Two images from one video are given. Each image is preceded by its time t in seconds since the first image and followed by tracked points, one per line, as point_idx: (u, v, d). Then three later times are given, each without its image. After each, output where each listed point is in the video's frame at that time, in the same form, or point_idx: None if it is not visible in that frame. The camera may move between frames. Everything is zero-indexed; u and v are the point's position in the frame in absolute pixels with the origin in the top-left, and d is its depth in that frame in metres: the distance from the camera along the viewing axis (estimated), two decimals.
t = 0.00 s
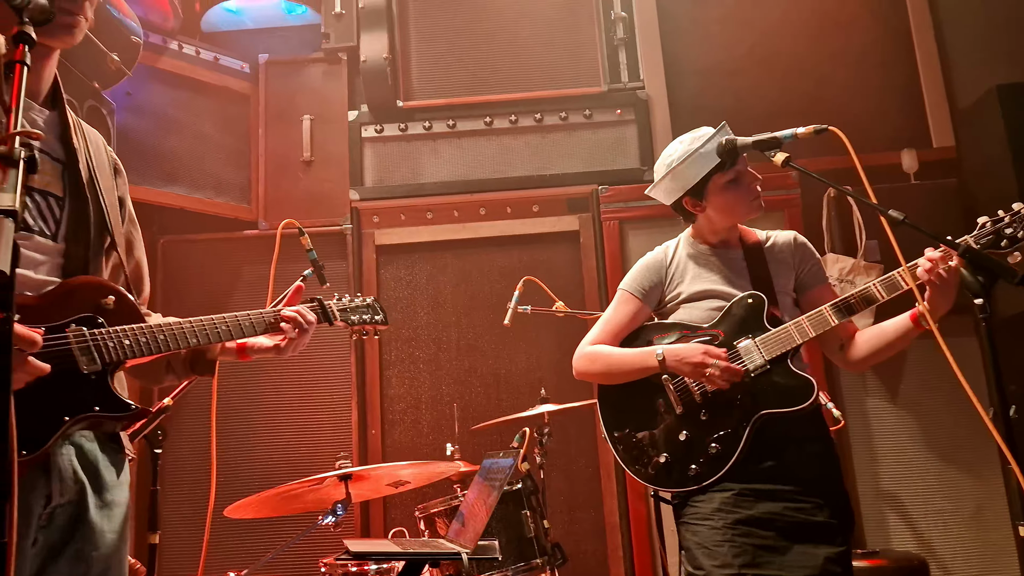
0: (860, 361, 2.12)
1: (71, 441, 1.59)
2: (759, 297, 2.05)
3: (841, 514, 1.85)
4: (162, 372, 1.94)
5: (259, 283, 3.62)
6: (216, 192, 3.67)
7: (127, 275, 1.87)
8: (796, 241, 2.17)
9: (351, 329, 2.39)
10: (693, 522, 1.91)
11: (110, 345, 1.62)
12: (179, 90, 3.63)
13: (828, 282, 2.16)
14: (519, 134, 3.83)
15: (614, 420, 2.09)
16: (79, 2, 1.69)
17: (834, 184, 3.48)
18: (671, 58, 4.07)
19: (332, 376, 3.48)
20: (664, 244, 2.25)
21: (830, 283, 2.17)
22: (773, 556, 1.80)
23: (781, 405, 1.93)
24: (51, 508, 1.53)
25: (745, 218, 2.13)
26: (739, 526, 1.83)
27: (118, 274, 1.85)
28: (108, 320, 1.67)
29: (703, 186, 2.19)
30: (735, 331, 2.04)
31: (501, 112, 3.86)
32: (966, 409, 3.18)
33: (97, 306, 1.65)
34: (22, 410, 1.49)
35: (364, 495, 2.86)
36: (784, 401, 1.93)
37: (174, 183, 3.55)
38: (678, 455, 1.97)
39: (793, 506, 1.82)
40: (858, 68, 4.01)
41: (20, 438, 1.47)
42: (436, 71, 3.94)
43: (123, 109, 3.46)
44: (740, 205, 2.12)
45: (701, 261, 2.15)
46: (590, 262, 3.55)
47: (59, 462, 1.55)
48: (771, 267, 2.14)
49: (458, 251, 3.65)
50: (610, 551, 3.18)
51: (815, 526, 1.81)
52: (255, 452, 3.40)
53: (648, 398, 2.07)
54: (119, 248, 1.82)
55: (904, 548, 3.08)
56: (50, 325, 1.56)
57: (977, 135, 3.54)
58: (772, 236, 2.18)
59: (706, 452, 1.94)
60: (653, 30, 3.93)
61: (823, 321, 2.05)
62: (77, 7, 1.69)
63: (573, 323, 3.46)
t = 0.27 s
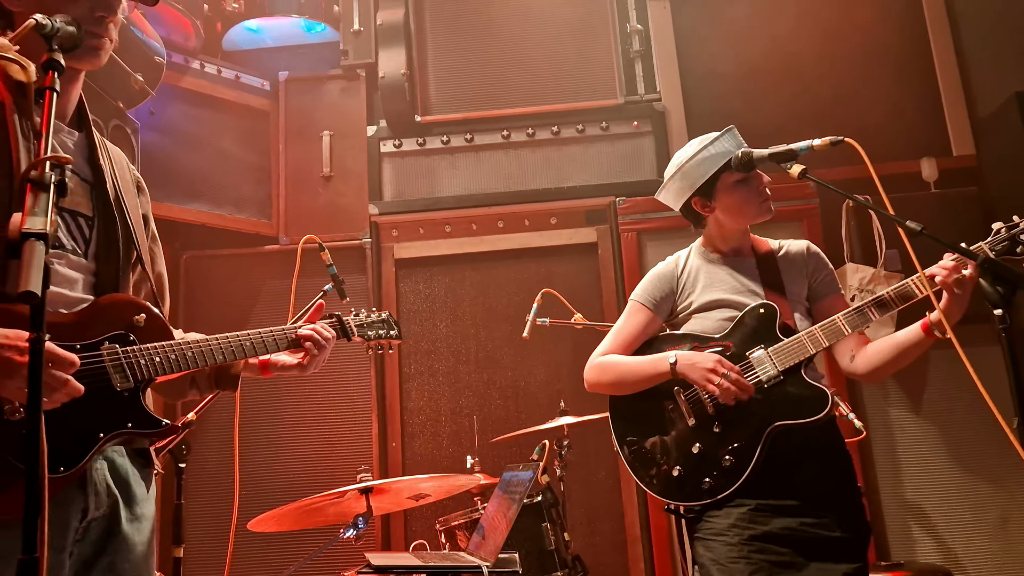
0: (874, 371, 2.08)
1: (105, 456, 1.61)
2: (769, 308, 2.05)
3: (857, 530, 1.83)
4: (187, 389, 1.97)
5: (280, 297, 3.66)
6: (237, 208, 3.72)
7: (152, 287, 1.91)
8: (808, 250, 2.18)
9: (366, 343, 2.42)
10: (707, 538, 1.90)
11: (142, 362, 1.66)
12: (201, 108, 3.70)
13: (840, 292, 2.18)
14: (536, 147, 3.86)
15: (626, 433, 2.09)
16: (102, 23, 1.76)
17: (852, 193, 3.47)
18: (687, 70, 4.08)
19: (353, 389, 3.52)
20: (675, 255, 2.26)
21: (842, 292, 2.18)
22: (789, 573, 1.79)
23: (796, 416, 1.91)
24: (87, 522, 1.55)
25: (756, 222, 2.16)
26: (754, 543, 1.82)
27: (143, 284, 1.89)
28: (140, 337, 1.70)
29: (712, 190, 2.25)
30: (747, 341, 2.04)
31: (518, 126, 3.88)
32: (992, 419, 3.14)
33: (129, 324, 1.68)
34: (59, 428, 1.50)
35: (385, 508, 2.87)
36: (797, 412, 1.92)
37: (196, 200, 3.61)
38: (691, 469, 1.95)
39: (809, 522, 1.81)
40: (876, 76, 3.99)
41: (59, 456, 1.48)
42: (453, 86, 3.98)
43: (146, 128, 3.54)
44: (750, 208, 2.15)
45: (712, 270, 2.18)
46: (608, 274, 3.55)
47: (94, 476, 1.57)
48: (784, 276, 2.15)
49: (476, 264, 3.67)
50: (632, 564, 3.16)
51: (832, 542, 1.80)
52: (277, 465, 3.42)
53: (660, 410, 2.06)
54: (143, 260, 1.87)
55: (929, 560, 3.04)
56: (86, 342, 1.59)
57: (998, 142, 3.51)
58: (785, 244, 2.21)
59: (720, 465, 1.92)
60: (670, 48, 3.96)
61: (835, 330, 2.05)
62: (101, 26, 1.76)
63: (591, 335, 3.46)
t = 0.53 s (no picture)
0: (885, 389, 2.08)
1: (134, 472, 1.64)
2: (780, 322, 2.03)
3: (873, 553, 1.81)
4: (204, 399, 1.97)
5: (301, 314, 3.69)
6: (259, 227, 3.78)
7: (174, 300, 1.96)
8: (821, 265, 2.20)
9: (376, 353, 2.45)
10: (722, 559, 1.90)
11: (169, 379, 1.69)
12: (224, 128, 3.78)
13: (853, 305, 2.18)
14: (553, 164, 3.89)
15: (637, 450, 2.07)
16: (123, 50, 1.77)
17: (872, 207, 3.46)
18: (703, 85, 4.10)
19: (372, 405, 3.54)
20: (686, 270, 2.27)
21: (855, 306, 2.18)
22: None
23: (810, 434, 1.89)
24: (116, 536, 1.58)
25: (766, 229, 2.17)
26: (767, 565, 1.81)
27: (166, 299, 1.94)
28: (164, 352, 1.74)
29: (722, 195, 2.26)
30: (758, 357, 2.02)
31: (535, 143, 3.92)
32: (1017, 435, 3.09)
33: (153, 340, 1.71)
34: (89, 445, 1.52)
35: (405, 524, 2.88)
36: (812, 430, 1.89)
37: (219, 219, 3.67)
38: (703, 488, 1.94)
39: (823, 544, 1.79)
40: (893, 89, 3.98)
41: (93, 471, 1.51)
42: (471, 104, 4.03)
43: (171, 148, 3.60)
44: (760, 213, 2.16)
45: (723, 284, 2.18)
46: (626, 289, 3.56)
47: (123, 493, 1.60)
48: (796, 288, 2.16)
49: (494, 280, 3.69)
50: None
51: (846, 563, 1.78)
52: (298, 481, 3.45)
53: (671, 428, 2.04)
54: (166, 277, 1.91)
55: None
56: (114, 360, 1.62)
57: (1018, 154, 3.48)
58: (799, 259, 2.22)
59: (732, 484, 1.90)
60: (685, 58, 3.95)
61: (849, 347, 2.01)
62: (124, 54, 1.77)
63: (610, 351, 3.46)
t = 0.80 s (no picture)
0: (906, 399, 2.03)
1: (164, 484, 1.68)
2: (799, 330, 2.01)
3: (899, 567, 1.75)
4: (235, 405, 2.04)
5: (325, 326, 3.73)
6: (284, 239, 3.84)
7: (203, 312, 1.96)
8: (841, 274, 2.20)
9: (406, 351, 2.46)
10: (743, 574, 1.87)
11: (198, 389, 1.72)
12: (250, 143, 3.84)
13: (872, 314, 2.15)
14: (575, 175, 3.91)
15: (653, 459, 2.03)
16: (154, 70, 1.83)
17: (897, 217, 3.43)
18: (724, 95, 4.11)
19: (396, 416, 3.57)
20: (702, 279, 2.27)
21: (875, 316, 2.16)
22: None
23: (833, 444, 1.85)
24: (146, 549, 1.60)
25: (776, 228, 2.21)
26: None
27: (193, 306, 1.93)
28: (194, 361, 1.76)
29: (730, 197, 2.34)
30: (778, 367, 1.99)
31: (556, 154, 3.94)
32: None
33: (181, 349, 1.74)
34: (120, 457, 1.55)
35: (430, 536, 2.90)
36: (832, 440, 1.86)
37: (245, 232, 3.72)
38: (722, 499, 1.90)
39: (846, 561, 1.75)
40: (916, 97, 3.96)
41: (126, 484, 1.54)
42: (492, 116, 4.07)
43: (197, 164, 3.68)
44: (766, 209, 2.22)
45: (741, 292, 2.17)
46: (649, 300, 3.55)
47: (153, 505, 1.64)
48: (815, 294, 2.15)
49: (517, 291, 3.71)
50: None
51: None
52: (324, 491, 3.48)
53: (687, 437, 2.00)
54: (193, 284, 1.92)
55: None
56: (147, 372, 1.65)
57: None
58: (816, 267, 2.22)
59: (752, 496, 1.86)
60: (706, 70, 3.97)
61: (870, 355, 2.00)
62: (155, 74, 1.83)
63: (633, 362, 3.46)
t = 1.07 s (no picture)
0: (932, 410, 1.97)
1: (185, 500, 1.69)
2: (822, 339, 1.96)
3: None
4: (256, 420, 2.05)
5: (349, 339, 3.76)
6: (308, 253, 3.88)
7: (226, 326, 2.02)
8: (860, 284, 2.15)
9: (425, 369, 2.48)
10: None
11: (218, 404, 1.74)
12: (275, 158, 3.90)
13: (892, 325, 2.10)
14: (597, 187, 3.91)
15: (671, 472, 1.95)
16: (183, 91, 1.87)
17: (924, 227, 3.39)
18: (746, 107, 4.10)
19: (419, 429, 3.57)
20: (719, 289, 2.20)
21: (895, 327, 2.11)
22: None
23: (861, 455, 1.80)
24: (168, 563, 1.62)
25: (789, 235, 2.16)
26: None
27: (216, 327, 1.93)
28: (216, 377, 1.79)
29: (742, 206, 2.30)
30: (800, 378, 1.93)
31: (578, 167, 3.95)
32: None
33: (205, 365, 1.77)
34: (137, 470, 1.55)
35: (454, 549, 2.89)
36: (861, 452, 1.80)
37: (270, 246, 3.76)
38: (748, 514, 1.82)
39: None
40: (940, 106, 3.93)
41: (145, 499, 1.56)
42: (513, 129, 4.09)
43: (225, 179, 3.71)
44: (778, 217, 2.19)
45: (760, 302, 2.11)
46: (672, 312, 3.53)
47: (175, 520, 1.65)
48: (834, 304, 2.09)
49: (539, 303, 3.71)
50: None
51: None
52: (349, 504, 3.50)
53: (708, 450, 1.92)
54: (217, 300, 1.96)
55: None
56: (171, 386, 1.68)
57: None
58: (835, 277, 2.17)
59: (780, 509, 1.80)
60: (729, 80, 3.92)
61: (896, 364, 1.93)
62: (184, 96, 1.87)
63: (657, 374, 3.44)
